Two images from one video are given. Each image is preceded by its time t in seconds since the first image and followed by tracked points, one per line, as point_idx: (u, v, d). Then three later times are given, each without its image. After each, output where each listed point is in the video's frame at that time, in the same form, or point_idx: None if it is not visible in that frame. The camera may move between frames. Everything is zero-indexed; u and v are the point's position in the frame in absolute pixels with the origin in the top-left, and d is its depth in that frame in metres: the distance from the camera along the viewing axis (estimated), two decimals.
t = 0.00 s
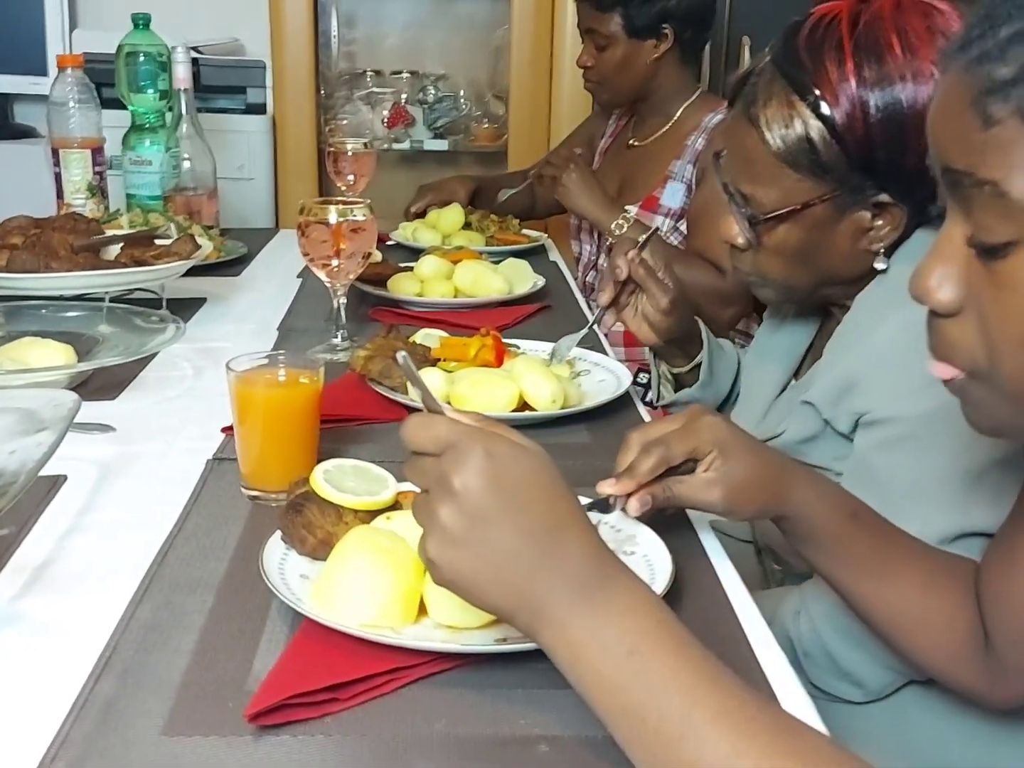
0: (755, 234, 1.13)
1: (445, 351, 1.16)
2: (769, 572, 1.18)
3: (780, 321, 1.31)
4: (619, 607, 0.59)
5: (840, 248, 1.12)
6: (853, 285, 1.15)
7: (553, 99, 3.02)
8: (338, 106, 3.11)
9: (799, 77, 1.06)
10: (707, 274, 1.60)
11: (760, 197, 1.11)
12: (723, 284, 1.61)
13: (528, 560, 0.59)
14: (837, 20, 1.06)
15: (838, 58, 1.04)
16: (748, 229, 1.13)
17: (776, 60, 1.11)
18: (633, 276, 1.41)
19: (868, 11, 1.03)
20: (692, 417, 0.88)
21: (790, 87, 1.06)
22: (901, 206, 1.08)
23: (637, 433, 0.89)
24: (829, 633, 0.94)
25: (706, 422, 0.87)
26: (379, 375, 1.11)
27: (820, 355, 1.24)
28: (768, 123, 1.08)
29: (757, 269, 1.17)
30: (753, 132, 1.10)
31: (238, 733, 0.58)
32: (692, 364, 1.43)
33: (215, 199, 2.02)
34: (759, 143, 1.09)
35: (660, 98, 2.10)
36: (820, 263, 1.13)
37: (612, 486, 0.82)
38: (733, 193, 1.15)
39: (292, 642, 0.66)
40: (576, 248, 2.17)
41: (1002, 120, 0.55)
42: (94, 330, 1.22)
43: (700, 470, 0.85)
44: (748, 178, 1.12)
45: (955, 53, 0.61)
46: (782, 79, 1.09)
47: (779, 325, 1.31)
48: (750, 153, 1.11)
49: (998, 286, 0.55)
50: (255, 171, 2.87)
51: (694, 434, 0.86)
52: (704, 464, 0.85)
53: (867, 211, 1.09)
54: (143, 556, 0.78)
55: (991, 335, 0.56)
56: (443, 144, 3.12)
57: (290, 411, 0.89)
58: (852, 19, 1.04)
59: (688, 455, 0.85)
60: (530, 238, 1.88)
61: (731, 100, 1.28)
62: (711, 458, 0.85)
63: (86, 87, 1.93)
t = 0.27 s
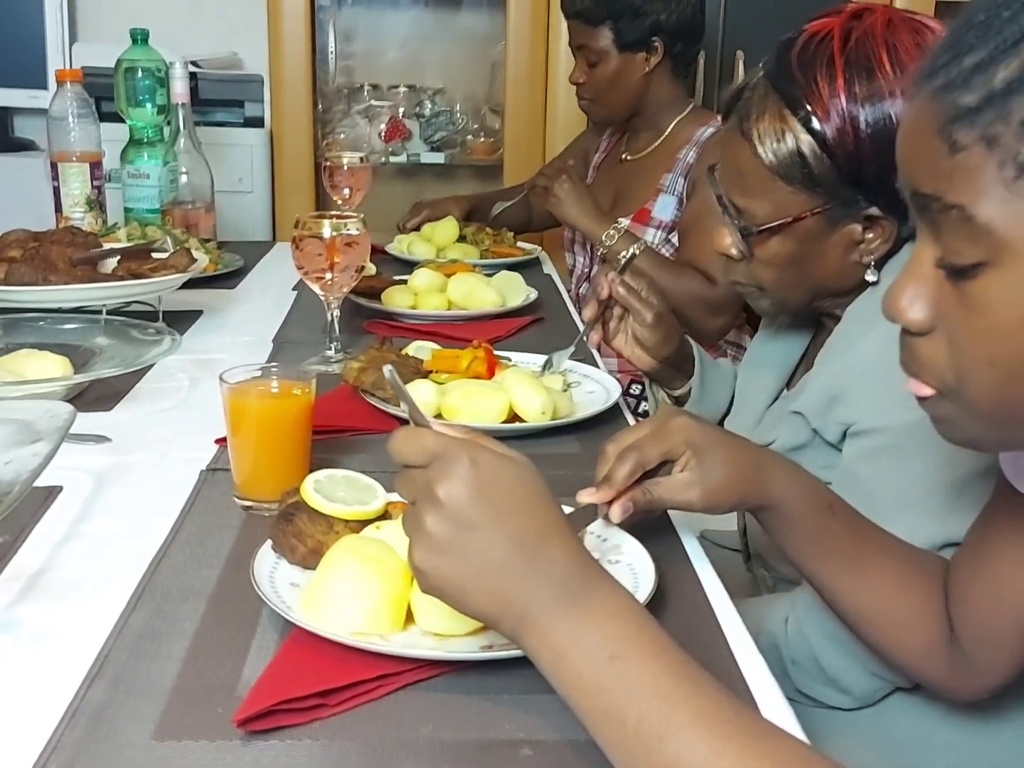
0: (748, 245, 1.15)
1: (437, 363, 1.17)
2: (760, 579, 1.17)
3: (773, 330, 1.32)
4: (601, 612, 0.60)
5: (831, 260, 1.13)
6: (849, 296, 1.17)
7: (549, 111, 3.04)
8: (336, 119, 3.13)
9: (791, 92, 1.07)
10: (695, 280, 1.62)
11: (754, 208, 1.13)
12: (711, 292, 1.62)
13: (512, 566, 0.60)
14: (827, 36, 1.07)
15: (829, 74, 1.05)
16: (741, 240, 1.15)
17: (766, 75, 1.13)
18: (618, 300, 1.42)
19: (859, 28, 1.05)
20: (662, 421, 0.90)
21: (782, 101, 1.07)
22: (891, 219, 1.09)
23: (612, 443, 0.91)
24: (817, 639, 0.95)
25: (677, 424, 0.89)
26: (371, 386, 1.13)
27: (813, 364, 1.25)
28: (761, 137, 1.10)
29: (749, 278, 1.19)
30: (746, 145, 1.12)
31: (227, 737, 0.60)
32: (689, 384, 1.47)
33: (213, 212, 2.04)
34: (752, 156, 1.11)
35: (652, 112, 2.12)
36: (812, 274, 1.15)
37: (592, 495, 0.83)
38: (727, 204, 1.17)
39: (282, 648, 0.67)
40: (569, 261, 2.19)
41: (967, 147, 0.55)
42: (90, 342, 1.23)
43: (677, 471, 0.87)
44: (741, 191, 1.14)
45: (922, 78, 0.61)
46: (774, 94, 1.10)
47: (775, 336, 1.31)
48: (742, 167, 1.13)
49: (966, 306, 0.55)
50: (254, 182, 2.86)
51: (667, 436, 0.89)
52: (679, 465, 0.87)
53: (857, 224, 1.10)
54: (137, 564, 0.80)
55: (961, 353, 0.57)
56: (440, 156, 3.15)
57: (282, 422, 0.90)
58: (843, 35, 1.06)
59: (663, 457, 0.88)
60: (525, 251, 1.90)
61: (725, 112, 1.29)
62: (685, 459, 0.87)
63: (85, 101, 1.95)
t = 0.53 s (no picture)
0: (741, 256, 1.16)
1: (431, 375, 1.19)
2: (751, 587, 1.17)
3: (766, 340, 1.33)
4: (585, 617, 0.62)
5: (822, 272, 1.15)
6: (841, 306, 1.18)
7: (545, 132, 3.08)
8: (334, 132, 3.15)
9: (786, 106, 1.09)
10: (684, 292, 1.64)
11: (748, 220, 1.15)
12: (700, 302, 1.64)
13: (497, 574, 0.62)
14: (823, 51, 1.08)
15: (823, 90, 1.07)
16: (735, 251, 1.17)
17: (763, 88, 1.14)
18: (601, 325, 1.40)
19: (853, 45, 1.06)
20: (641, 435, 0.90)
21: (777, 116, 1.09)
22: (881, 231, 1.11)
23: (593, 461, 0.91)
24: (806, 644, 0.97)
25: (655, 435, 0.89)
26: (366, 398, 1.14)
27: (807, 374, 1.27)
28: (756, 151, 1.11)
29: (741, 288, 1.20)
30: (741, 158, 1.13)
31: (221, 741, 0.61)
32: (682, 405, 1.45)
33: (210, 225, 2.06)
34: (747, 169, 1.13)
35: (643, 127, 2.15)
36: (804, 285, 1.16)
37: (575, 516, 0.84)
38: (721, 216, 1.19)
39: (275, 654, 0.69)
40: (563, 274, 2.21)
41: (936, 171, 0.56)
42: (89, 355, 1.25)
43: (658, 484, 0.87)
44: (736, 202, 1.15)
45: (892, 103, 0.63)
46: (769, 108, 1.12)
47: (768, 346, 1.33)
48: (736, 179, 1.14)
49: (939, 325, 0.57)
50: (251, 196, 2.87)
51: (645, 449, 0.88)
52: (661, 478, 0.88)
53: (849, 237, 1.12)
54: (134, 573, 0.81)
55: (939, 368, 0.59)
56: (436, 171, 3.19)
57: (277, 433, 0.92)
58: (838, 52, 1.07)
59: (643, 471, 0.87)
60: (520, 265, 1.92)
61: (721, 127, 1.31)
62: (666, 471, 0.88)
63: (85, 116, 1.97)
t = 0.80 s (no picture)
0: (720, 261, 1.18)
1: (418, 379, 1.20)
2: (734, 588, 1.19)
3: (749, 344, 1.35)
4: (560, 614, 0.63)
5: (799, 279, 1.17)
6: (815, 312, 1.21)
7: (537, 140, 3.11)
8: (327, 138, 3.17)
9: (764, 114, 1.10)
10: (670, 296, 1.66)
11: (727, 225, 1.16)
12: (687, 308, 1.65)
13: (474, 572, 0.64)
14: (800, 60, 1.10)
15: (800, 98, 1.08)
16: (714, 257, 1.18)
17: (742, 96, 1.16)
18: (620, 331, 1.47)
19: (830, 54, 1.07)
20: (613, 447, 0.91)
21: (755, 123, 1.10)
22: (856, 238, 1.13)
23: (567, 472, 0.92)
24: (786, 644, 0.98)
25: (627, 448, 0.90)
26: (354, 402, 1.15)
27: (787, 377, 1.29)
28: (735, 158, 1.12)
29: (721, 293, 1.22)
30: (720, 164, 1.14)
31: (204, 736, 0.62)
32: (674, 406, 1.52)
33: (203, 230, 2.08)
34: (726, 175, 1.14)
35: (634, 133, 2.16)
36: (782, 290, 1.18)
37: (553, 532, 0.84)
38: (701, 222, 1.20)
39: (259, 652, 0.70)
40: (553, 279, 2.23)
41: (897, 182, 0.58)
42: (80, 360, 1.26)
43: (632, 496, 0.89)
44: (716, 208, 1.16)
45: (856, 116, 0.64)
46: (748, 116, 1.13)
47: (749, 351, 1.34)
48: (716, 185, 1.15)
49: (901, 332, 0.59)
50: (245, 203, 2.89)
51: (618, 461, 0.89)
52: (634, 489, 0.89)
53: (824, 243, 1.14)
54: (121, 574, 0.82)
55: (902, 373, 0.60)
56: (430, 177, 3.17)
57: (263, 436, 0.93)
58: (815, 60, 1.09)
59: (617, 483, 0.88)
60: (510, 270, 1.93)
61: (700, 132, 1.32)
62: (639, 482, 0.89)
63: (78, 123, 1.98)
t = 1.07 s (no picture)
0: (704, 267, 1.19)
1: (409, 384, 1.22)
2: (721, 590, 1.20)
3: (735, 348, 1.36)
4: (548, 608, 0.64)
5: (783, 283, 1.17)
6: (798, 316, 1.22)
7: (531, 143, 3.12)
8: (323, 145, 3.18)
9: (742, 122, 1.12)
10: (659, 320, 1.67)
11: (709, 232, 1.17)
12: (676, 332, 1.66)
13: (464, 564, 0.65)
14: (777, 69, 1.12)
15: (778, 107, 1.10)
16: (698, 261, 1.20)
17: (722, 104, 1.17)
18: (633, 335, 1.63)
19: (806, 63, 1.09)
20: (591, 450, 0.91)
21: (735, 131, 1.12)
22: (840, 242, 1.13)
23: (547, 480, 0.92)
24: (772, 645, 0.99)
25: (605, 450, 0.91)
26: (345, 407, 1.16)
27: (769, 383, 1.30)
28: (715, 166, 1.14)
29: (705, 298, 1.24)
30: (701, 172, 1.15)
31: (192, 736, 0.63)
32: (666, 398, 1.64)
33: (197, 237, 2.09)
34: (707, 183, 1.15)
35: (626, 140, 2.18)
36: (766, 294, 1.19)
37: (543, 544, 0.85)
38: (685, 228, 1.21)
39: (248, 653, 0.71)
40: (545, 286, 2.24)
41: (868, 188, 0.59)
42: (73, 366, 1.27)
43: (614, 496, 0.89)
44: (698, 215, 1.18)
45: (831, 122, 0.66)
46: (729, 123, 1.14)
47: (735, 357, 1.35)
48: (698, 191, 1.16)
49: (875, 335, 0.61)
50: (239, 210, 2.90)
51: (596, 465, 0.90)
52: (615, 489, 0.89)
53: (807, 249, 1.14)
54: (111, 577, 0.83)
55: (873, 374, 0.62)
56: (422, 184, 3.22)
57: (253, 441, 0.94)
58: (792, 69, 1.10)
59: (597, 486, 0.89)
60: (502, 277, 1.95)
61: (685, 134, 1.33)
62: (620, 484, 0.89)
63: (71, 131, 1.99)
